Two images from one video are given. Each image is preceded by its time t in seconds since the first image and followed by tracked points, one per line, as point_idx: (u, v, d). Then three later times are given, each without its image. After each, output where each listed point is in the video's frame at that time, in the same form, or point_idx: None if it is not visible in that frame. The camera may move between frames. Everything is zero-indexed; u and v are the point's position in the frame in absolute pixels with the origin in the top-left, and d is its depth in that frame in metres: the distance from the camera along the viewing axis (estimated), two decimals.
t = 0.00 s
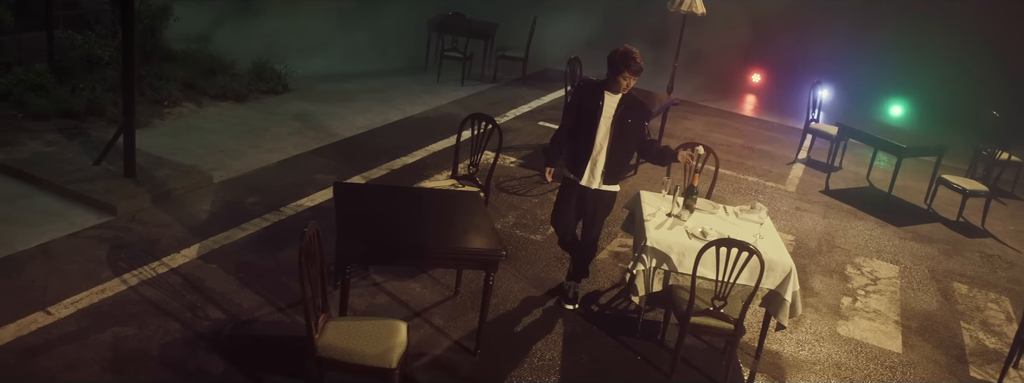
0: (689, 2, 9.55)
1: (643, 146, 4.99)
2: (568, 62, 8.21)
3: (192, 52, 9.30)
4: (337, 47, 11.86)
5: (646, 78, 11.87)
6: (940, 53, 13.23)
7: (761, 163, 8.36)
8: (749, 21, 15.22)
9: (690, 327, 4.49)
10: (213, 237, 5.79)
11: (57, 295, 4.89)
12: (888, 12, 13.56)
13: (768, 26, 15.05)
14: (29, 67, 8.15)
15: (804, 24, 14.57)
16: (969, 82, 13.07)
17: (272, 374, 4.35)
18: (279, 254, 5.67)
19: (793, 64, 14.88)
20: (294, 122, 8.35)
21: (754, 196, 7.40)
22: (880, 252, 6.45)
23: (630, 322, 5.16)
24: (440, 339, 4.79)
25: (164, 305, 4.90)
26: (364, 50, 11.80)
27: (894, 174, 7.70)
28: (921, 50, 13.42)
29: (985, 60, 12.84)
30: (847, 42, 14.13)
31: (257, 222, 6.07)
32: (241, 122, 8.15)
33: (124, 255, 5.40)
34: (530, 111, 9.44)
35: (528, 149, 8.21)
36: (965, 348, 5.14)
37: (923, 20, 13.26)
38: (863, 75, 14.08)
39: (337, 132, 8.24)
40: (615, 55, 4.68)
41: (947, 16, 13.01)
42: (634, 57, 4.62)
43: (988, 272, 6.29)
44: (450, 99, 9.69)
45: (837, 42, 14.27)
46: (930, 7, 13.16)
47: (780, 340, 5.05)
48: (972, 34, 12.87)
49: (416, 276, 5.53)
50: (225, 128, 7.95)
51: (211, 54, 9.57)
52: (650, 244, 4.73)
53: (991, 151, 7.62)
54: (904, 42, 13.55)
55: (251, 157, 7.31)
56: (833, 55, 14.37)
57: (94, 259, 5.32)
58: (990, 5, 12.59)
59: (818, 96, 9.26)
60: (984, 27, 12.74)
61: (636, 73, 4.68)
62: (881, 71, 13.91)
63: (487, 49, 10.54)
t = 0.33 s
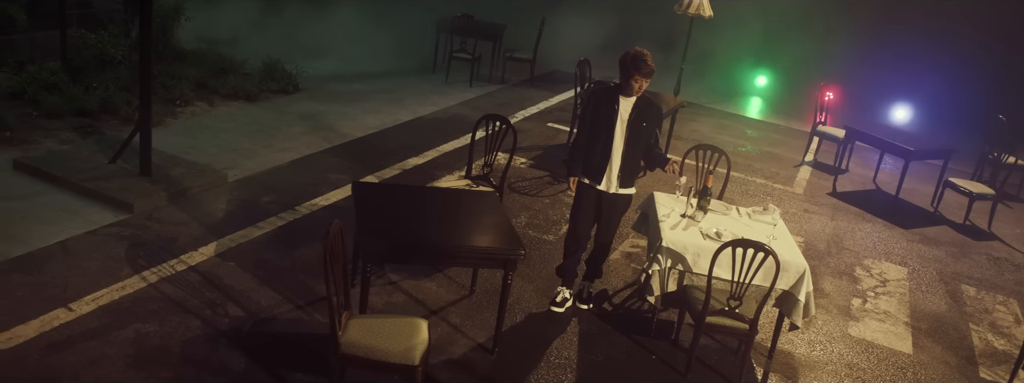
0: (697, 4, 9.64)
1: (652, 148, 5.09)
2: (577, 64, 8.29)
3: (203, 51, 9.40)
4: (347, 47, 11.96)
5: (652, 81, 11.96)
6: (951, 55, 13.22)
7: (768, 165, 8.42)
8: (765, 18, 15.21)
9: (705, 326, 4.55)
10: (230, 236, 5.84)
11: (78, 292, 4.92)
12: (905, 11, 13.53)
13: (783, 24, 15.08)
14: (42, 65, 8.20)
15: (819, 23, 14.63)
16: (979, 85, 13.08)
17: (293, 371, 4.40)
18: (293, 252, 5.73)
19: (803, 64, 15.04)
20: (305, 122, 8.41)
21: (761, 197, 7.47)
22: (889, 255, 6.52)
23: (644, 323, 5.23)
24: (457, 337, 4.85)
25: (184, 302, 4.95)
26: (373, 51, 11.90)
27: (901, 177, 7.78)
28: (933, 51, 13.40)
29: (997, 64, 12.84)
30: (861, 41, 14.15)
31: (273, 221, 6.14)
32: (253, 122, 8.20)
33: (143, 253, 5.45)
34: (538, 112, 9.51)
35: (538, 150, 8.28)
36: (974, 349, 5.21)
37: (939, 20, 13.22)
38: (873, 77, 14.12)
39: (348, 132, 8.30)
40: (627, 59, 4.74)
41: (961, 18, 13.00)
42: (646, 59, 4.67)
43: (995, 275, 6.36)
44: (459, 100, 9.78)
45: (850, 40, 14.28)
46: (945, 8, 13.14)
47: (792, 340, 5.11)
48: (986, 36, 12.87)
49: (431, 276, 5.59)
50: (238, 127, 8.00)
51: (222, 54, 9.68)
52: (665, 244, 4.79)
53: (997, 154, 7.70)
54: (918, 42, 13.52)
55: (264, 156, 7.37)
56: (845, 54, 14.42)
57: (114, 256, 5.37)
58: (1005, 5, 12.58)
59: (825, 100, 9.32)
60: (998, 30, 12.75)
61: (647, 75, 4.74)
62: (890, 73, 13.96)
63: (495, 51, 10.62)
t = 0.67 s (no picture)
0: (700, 6, 9.72)
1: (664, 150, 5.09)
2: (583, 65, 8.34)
3: (209, 52, 9.45)
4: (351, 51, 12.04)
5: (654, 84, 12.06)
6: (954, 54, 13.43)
7: (772, 167, 8.50)
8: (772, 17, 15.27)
9: (717, 325, 4.61)
10: (242, 235, 5.87)
11: (94, 290, 4.95)
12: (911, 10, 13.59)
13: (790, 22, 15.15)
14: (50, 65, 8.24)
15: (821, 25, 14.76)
16: (981, 85, 13.31)
17: (310, 369, 4.44)
18: (305, 251, 5.77)
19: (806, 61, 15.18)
20: (312, 123, 8.45)
21: (766, 199, 7.54)
22: (894, 256, 6.60)
23: (654, 323, 5.28)
24: (471, 336, 4.89)
25: (199, 300, 4.99)
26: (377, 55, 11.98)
27: (904, 178, 7.86)
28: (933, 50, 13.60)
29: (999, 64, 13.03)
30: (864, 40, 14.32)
31: (284, 220, 6.17)
32: (260, 122, 8.24)
33: (156, 252, 5.48)
34: (543, 114, 9.57)
35: (544, 151, 8.34)
36: (980, 349, 5.28)
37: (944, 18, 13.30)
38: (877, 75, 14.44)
39: (354, 132, 8.34)
40: (638, 62, 4.75)
41: (967, 18, 13.08)
42: (656, 63, 4.68)
43: (999, 276, 6.44)
44: (463, 101, 9.84)
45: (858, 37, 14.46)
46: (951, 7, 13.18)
47: (801, 340, 5.17)
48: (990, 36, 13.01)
49: (443, 275, 5.64)
50: (246, 127, 8.03)
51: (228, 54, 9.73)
52: (677, 244, 4.84)
53: (999, 157, 7.79)
54: (924, 40, 13.66)
55: (272, 156, 7.41)
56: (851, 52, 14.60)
57: (128, 255, 5.40)
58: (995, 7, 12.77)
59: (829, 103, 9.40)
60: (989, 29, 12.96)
61: (658, 78, 4.73)
62: (895, 71, 14.25)
63: (499, 52, 10.68)
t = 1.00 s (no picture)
0: (704, 9, 9.79)
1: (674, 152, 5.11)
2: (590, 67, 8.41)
3: (217, 53, 9.52)
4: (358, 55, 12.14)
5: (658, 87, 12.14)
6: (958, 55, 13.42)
7: (777, 168, 8.57)
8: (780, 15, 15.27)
9: (731, 324, 4.65)
10: (255, 234, 5.90)
11: (111, 288, 4.97)
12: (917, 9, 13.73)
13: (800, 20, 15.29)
14: (60, 65, 8.26)
15: (823, 30, 15.03)
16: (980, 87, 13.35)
17: (329, 366, 4.47)
18: (319, 250, 5.81)
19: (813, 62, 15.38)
20: (321, 123, 8.49)
21: (772, 200, 7.61)
22: (900, 257, 6.66)
23: (668, 322, 5.33)
24: (486, 334, 4.93)
25: (216, 298, 5.02)
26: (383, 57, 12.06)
27: (908, 181, 7.94)
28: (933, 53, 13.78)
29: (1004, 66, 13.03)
30: (866, 46, 14.54)
31: (297, 220, 6.22)
32: (269, 122, 8.27)
33: (172, 250, 5.51)
34: (549, 115, 9.63)
35: (552, 153, 8.40)
36: (989, 349, 5.35)
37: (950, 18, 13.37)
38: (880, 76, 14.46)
39: (363, 132, 8.38)
40: (647, 61, 4.74)
41: (965, 20, 13.25)
42: (665, 60, 4.67)
43: (1004, 277, 6.51)
44: (469, 102, 9.90)
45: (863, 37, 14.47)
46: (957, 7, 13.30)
47: (812, 339, 5.23)
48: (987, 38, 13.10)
49: (456, 274, 5.69)
50: (255, 128, 8.07)
51: (236, 55, 9.79)
52: (690, 243, 4.89)
53: (1003, 160, 7.86)
54: (928, 41, 13.77)
55: (282, 156, 7.45)
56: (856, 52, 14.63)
57: (144, 253, 5.43)
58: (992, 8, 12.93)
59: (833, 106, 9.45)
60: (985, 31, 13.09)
61: (669, 78, 4.74)
62: (894, 75, 14.36)
63: (505, 54, 10.73)
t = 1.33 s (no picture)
0: (708, 13, 9.85)
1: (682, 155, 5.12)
2: (596, 70, 8.47)
3: (223, 56, 9.54)
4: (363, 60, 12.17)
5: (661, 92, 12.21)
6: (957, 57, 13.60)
7: (782, 172, 8.63)
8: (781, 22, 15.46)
9: (745, 325, 4.68)
10: (267, 235, 5.91)
11: (126, 288, 4.97)
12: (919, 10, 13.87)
13: (800, 25, 15.38)
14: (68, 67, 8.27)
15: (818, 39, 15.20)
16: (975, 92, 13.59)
17: (347, 366, 4.49)
18: (332, 251, 5.83)
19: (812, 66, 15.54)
20: (329, 125, 8.51)
21: (778, 202, 7.66)
22: (907, 260, 6.71)
23: (680, 324, 5.37)
24: (501, 335, 4.96)
25: (232, 299, 5.03)
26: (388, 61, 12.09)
27: (913, 184, 8.00)
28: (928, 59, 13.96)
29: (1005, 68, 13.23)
30: (861, 53, 14.69)
31: (309, 221, 6.23)
32: (277, 125, 8.29)
33: (186, 251, 5.52)
34: (555, 119, 9.67)
35: (559, 156, 8.45)
36: (998, 351, 5.40)
37: (948, 21, 13.57)
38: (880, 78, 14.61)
39: (370, 135, 8.41)
40: (658, 62, 4.76)
41: (960, 25, 13.49)
42: (675, 59, 4.70)
43: (1011, 279, 6.57)
44: (475, 105, 9.93)
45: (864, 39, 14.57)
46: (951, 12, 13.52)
47: (823, 341, 5.27)
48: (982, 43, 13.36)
49: (469, 276, 5.71)
50: (264, 130, 8.09)
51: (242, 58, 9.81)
52: (704, 244, 4.92)
53: (1007, 163, 7.93)
54: (924, 46, 13.96)
55: (291, 158, 7.47)
56: (853, 58, 14.82)
57: (158, 253, 5.43)
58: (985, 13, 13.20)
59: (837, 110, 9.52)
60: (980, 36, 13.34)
61: (679, 76, 4.77)
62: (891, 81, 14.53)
63: (510, 58, 10.77)
